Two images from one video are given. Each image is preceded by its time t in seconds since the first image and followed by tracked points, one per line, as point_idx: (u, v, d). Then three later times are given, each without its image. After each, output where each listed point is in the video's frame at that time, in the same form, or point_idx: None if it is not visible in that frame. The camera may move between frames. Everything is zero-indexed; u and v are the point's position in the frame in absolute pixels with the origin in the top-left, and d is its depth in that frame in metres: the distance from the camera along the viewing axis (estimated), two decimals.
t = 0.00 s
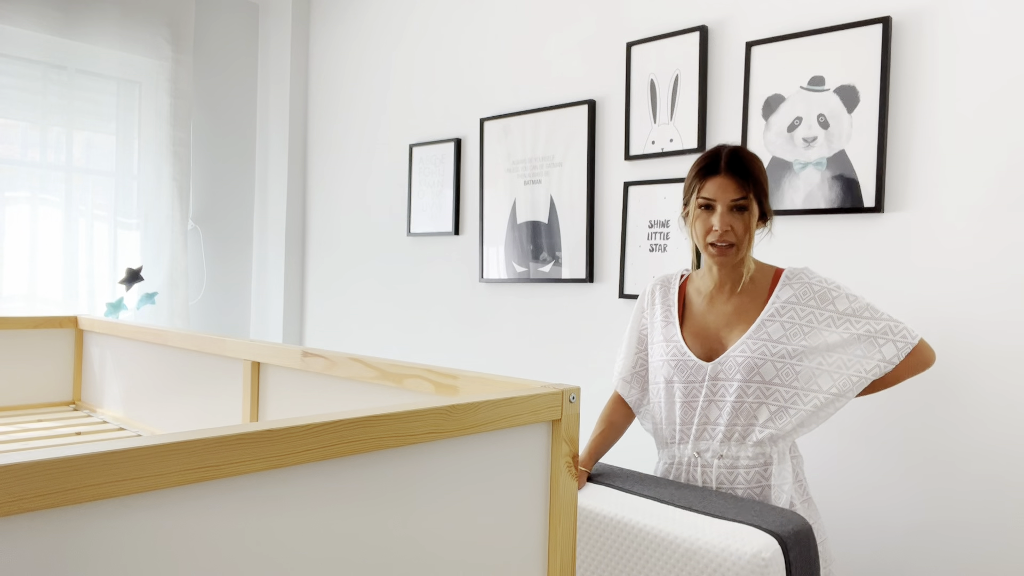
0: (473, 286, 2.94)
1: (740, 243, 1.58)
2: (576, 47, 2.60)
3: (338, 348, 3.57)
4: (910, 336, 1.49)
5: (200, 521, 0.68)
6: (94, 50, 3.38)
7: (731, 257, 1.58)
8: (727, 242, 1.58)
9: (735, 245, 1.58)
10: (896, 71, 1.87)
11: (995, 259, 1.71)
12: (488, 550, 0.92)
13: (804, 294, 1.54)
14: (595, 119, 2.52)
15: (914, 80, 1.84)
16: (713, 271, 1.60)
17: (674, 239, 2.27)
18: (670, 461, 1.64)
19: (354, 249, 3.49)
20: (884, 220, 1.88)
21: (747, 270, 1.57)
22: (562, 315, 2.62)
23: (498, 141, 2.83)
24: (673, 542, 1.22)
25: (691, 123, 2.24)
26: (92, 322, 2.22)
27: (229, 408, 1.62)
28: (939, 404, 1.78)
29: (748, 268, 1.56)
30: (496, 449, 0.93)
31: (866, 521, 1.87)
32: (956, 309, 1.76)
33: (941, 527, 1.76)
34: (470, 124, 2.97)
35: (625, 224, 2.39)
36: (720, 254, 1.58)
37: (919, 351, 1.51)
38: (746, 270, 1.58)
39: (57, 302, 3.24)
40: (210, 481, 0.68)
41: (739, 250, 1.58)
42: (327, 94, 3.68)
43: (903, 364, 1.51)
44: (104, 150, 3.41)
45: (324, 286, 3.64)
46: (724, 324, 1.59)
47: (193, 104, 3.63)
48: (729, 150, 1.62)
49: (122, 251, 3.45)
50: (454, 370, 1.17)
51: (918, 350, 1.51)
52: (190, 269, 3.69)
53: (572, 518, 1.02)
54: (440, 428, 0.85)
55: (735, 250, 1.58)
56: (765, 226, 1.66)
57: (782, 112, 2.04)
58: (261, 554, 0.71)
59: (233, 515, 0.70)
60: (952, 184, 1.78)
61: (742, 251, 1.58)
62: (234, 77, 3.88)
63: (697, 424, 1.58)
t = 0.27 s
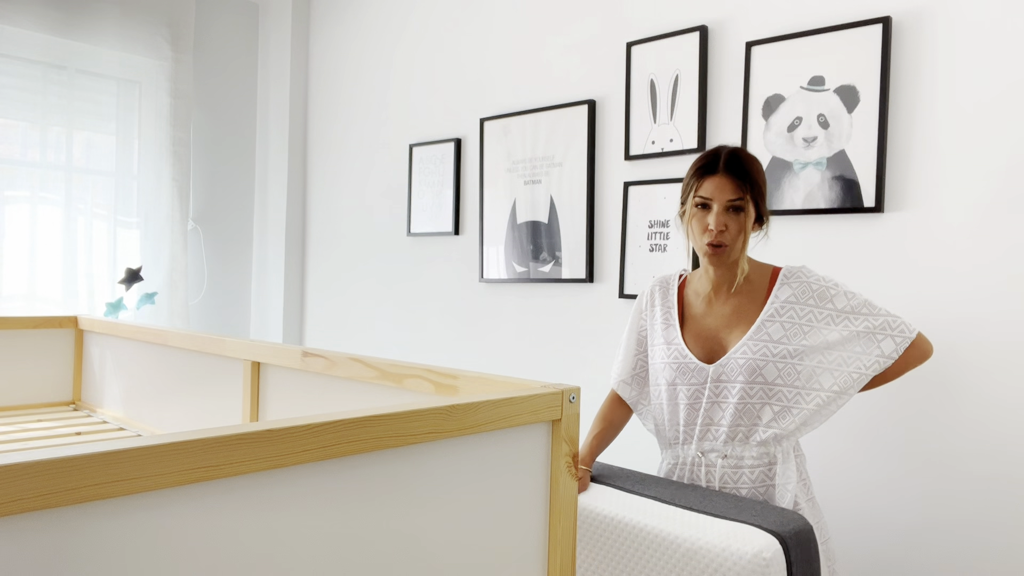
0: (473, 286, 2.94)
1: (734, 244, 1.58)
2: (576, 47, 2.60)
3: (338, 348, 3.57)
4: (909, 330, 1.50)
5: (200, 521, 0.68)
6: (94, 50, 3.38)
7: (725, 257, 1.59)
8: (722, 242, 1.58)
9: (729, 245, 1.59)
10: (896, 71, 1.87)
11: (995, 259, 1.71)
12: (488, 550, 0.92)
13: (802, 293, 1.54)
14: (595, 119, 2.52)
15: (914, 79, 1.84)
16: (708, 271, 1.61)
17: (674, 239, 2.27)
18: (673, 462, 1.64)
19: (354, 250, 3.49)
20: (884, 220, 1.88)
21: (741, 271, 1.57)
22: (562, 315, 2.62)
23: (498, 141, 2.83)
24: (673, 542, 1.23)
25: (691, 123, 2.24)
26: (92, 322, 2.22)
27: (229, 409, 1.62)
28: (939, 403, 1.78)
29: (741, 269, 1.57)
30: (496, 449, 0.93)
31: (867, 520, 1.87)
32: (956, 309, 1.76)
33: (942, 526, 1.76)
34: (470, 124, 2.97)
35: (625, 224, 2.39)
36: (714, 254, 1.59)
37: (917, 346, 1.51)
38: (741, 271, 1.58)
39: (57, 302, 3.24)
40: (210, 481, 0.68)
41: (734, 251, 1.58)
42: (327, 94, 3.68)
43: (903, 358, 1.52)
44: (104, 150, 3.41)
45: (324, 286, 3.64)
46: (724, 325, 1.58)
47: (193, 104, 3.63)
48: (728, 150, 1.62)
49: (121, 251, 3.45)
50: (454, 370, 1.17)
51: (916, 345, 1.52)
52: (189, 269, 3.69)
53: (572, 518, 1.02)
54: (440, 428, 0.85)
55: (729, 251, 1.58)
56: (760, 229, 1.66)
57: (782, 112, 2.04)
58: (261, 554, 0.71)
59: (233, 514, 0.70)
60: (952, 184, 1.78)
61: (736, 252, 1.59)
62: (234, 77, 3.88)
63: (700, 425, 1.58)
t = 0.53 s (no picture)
0: (473, 286, 2.94)
1: (732, 243, 1.58)
2: (576, 47, 2.60)
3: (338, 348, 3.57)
4: (910, 325, 1.50)
5: (199, 521, 0.67)
6: (94, 50, 3.38)
7: (724, 257, 1.58)
8: (719, 241, 1.58)
9: (727, 245, 1.58)
10: (896, 71, 1.87)
11: (995, 259, 1.71)
12: (488, 550, 0.92)
13: (800, 290, 1.53)
14: (595, 119, 2.52)
15: (914, 80, 1.84)
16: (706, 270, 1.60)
17: (674, 239, 2.27)
18: (676, 461, 1.65)
19: (354, 250, 3.49)
20: (884, 220, 1.88)
21: (740, 268, 1.57)
22: (562, 315, 2.62)
23: (498, 141, 2.83)
24: (673, 543, 1.23)
25: (691, 124, 2.24)
26: (92, 322, 2.22)
27: (229, 409, 1.62)
28: (939, 403, 1.78)
29: (740, 267, 1.57)
30: (496, 449, 0.93)
31: (867, 520, 1.87)
32: (956, 309, 1.76)
33: (942, 526, 1.76)
34: (470, 124, 2.97)
35: (625, 224, 2.39)
36: (712, 253, 1.58)
37: (919, 341, 1.51)
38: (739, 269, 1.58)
39: (56, 301, 3.24)
40: (210, 481, 0.68)
41: (731, 250, 1.58)
42: (327, 94, 3.68)
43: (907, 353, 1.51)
44: (104, 150, 3.41)
45: (324, 287, 3.64)
46: (724, 325, 1.59)
47: (193, 104, 3.63)
48: (723, 150, 1.63)
49: (121, 251, 3.45)
50: (454, 370, 1.17)
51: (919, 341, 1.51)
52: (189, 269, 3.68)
53: (572, 517, 1.02)
54: (439, 428, 0.85)
55: (727, 249, 1.58)
56: (756, 229, 1.66)
57: (782, 113, 2.04)
58: (260, 554, 0.71)
59: (232, 514, 0.70)
60: (952, 184, 1.78)
61: (734, 251, 1.58)
62: (234, 77, 3.88)
63: (702, 425, 1.58)
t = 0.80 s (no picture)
0: (473, 286, 2.94)
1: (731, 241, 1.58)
2: (576, 47, 2.60)
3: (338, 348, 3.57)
4: (913, 322, 1.50)
5: (200, 522, 0.67)
6: (94, 50, 3.38)
7: (722, 255, 1.58)
8: (717, 239, 1.58)
9: (725, 243, 1.59)
10: (896, 71, 1.87)
11: (995, 259, 1.71)
12: (489, 549, 0.92)
13: (803, 289, 1.54)
14: (595, 119, 2.52)
15: (914, 80, 1.84)
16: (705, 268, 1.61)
17: (674, 239, 2.27)
18: (681, 461, 1.65)
19: (354, 250, 3.49)
20: (884, 220, 1.88)
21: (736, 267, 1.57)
22: (562, 315, 2.62)
23: (498, 141, 2.83)
24: (675, 541, 1.23)
25: (691, 123, 2.24)
26: (92, 322, 2.22)
27: (229, 409, 1.62)
28: (939, 402, 1.78)
29: (737, 265, 1.57)
30: (496, 449, 0.93)
31: (867, 519, 1.87)
32: (956, 309, 1.76)
33: (942, 526, 1.76)
34: (469, 124, 2.97)
35: (625, 224, 2.39)
36: (710, 251, 1.59)
37: (922, 338, 1.51)
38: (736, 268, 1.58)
39: (56, 301, 3.24)
40: (210, 481, 0.68)
41: (729, 248, 1.58)
42: (326, 94, 3.68)
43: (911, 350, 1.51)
44: (104, 150, 3.41)
45: (324, 286, 3.64)
46: (729, 324, 1.58)
47: (193, 104, 3.63)
48: (723, 151, 1.63)
49: (121, 251, 3.45)
50: (454, 370, 1.17)
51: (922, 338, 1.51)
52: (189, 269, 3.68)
53: (573, 518, 1.02)
54: (439, 428, 0.85)
55: (725, 248, 1.58)
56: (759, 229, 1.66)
57: (782, 112, 2.04)
58: (261, 554, 0.71)
59: (233, 514, 0.70)
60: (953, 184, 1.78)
61: (732, 250, 1.58)
62: (234, 78, 3.88)
63: (706, 425, 1.58)
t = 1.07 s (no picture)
0: (473, 286, 2.94)
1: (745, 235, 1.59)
2: (575, 47, 2.60)
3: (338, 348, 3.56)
4: (911, 313, 1.50)
5: (199, 522, 0.67)
6: (94, 50, 3.38)
7: (735, 246, 1.58)
8: (734, 230, 1.58)
9: (740, 235, 1.59)
10: (896, 71, 1.87)
11: (994, 259, 1.71)
12: (489, 549, 0.92)
13: (800, 284, 1.54)
14: (595, 119, 2.52)
15: (914, 80, 1.84)
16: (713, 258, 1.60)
17: (674, 239, 2.27)
18: (683, 463, 1.64)
19: (354, 250, 3.49)
20: (884, 220, 1.88)
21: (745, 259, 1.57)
22: (562, 315, 2.62)
23: (498, 141, 2.83)
24: (673, 543, 1.23)
25: (691, 124, 2.24)
26: (92, 321, 2.22)
27: (229, 409, 1.62)
28: (939, 402, 1.78)
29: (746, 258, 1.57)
30: (495, 449, 0.93)
31: (867, 520, 1.87)
32: (956, 309, 1.76)
33: (942, 526, 1.76)
34: (469, 124, 2.97)
35: (625, 224, 2.39)
36: (725, 239, 1.58)
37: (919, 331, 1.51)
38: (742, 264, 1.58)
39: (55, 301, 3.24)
40: (210, 481, 0.68)
41: (744, 242, 1.58)
42: (326, 95, 3.68)
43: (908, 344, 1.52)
44: (104, 150, 3.41)
45: (323, 286, 3.65)
46: (728, 323, 1.59)
47: (193, 104, 3.63)
48: (748, 150, 1.65)
49: (121, 250, 3.45)
50: (454, 370, 1.17)
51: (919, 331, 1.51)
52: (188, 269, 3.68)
53: (573, 518, 1.02)
54: (439, 428, 0.85)
55: (739, 240, 1.58)
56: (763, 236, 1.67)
57: (782, 112, 2.04)
58: (260, 554, 0.71)
59: (232, 514, 0.69)
60: (952, 184, 1.78)
61: (745, 244, 1.58)
62: (234, 78, 3.88)
63: (709, 425, 1.58)
